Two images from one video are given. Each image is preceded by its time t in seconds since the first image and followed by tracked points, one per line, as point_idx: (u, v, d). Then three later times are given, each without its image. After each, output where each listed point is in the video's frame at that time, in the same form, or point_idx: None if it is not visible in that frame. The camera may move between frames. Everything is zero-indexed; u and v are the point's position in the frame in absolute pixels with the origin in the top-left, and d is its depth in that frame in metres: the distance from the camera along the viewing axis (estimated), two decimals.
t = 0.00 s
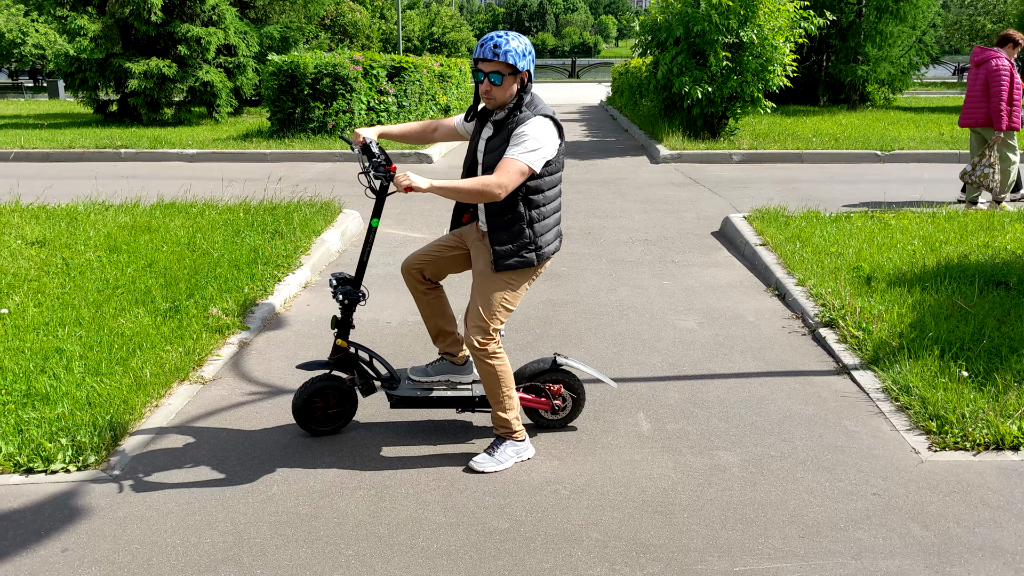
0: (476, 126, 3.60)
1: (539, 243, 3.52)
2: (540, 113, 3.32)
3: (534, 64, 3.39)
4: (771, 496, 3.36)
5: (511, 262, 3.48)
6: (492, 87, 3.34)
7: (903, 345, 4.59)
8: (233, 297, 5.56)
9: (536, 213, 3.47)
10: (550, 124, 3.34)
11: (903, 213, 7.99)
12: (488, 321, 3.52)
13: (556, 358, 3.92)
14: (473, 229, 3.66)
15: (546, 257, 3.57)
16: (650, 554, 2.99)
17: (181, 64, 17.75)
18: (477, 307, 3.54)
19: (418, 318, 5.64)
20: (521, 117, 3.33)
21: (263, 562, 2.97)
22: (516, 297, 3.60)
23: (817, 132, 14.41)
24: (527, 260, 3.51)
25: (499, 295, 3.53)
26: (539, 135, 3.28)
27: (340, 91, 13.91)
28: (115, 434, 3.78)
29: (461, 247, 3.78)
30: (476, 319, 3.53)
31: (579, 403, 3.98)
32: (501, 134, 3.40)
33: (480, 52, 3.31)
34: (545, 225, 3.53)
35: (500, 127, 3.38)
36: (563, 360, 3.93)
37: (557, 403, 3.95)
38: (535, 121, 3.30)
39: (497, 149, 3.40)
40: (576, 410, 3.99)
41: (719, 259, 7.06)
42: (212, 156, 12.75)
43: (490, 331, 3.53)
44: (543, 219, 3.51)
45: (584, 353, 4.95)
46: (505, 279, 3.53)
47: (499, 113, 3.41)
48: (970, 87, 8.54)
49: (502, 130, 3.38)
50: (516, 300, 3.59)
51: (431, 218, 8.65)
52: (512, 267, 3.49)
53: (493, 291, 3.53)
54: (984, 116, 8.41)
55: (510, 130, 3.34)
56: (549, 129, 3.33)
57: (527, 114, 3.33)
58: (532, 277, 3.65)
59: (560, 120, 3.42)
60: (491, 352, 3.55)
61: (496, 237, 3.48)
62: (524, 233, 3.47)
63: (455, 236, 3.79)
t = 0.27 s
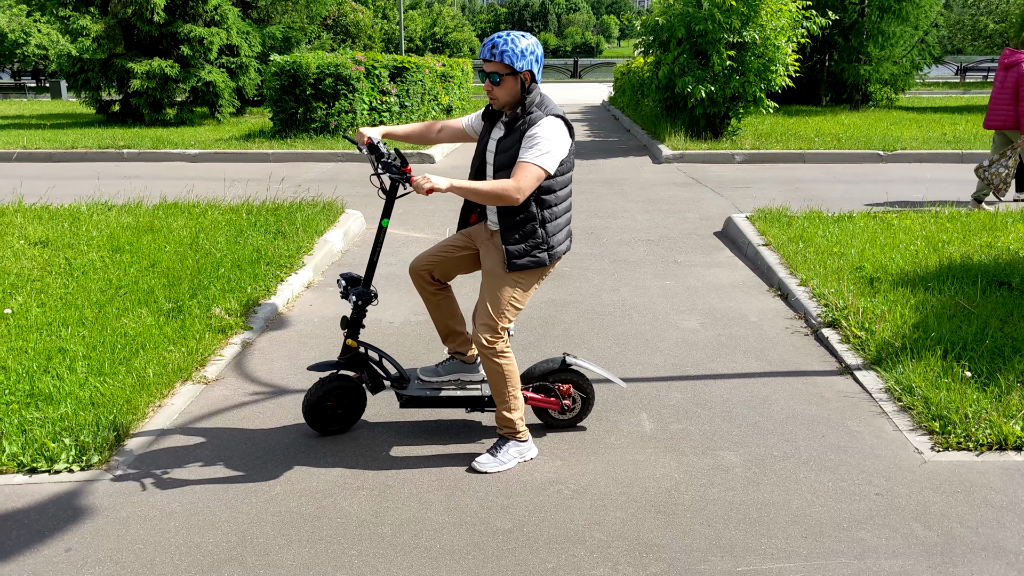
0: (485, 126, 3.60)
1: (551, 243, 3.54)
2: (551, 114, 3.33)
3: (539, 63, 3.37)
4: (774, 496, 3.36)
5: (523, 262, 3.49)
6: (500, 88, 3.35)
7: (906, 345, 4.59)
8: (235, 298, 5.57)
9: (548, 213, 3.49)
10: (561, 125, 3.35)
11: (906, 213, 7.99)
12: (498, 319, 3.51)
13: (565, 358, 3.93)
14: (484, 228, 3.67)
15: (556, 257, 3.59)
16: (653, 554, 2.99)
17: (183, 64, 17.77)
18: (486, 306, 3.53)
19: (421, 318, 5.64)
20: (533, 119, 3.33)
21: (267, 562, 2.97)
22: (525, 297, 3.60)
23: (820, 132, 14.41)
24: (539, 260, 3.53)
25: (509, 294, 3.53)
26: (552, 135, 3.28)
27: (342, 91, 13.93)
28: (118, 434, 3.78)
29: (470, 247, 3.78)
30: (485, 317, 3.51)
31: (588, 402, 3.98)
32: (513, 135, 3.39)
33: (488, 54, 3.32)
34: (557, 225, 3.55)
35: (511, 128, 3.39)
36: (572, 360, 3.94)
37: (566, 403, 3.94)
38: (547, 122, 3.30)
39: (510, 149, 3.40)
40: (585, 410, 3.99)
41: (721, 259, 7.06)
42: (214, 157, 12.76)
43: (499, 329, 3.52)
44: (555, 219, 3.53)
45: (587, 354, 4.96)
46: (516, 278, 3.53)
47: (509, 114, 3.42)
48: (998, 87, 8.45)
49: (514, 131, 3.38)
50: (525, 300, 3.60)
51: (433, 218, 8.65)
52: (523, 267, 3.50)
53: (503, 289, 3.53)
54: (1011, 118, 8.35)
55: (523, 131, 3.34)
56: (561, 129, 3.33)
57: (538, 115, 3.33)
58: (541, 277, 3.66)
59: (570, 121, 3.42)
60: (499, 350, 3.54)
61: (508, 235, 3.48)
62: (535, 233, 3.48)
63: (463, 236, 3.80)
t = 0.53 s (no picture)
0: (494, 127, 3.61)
1: (562, 242, 3.55)
2: (556, 114, 3.32)
3: (537, 64, 3.35)
4: (776, 496, 3.36)
5: (533, 260, 3.49)
6: (501, 93, 3.36)
7: (908, 345, 4.59)
8: (238, 297, 5.58)
9: (558, 213, 3.49)
10: (568, 124, 3.33)
11: (907, 213, 7.99)
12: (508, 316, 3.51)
13: (577, 357, 3.93)
14: (496, 227, 3.67)
15: (567, 255, 3.59)
16: (654, 554, 2.99)
17: (185, 64, 17.78)
18: (496, 302, 3.53)
19: (423, 318, 5.65)
20: (539, 120, 3.32)
21: (269, 561, 2.98)
22: (535, 296, 3.60)
23: (822, 132, 14.40)
24: (550, 260, 3.53)
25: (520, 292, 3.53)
26: (558, 135, 3.27)
27: (344, 91, 13.94)
28: (120, 434, 3.79)
29: (482, 245, 3.79)
30: (495, 314, 3.51)
31: (601, 401, 3.97)
32: (521, 137, 3.39)
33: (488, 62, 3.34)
34: (568, 224, 3.56)
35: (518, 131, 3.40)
36: (585, 359, 3.94)
37: (578, 402, 3.94)
38: (554, 122, 3.29)
39: (518, 151, 3.40)
40: (597, 409, 3.99)
41: (723, 259, 7.06)
42: (217, 157, 12.77)
43: (509, 326, 3.52)
44: (566, 218, 3.54)
45: (588, 354, 4.96)
46: (526, 277, 3.53)
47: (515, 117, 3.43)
48: None
49: (521, 132, 3.39)
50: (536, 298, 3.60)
51: (436, 218, 8.65)
52: (534, 266, 3.50)
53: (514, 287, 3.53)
54: None
55: (529, 134, 3.34)
56: (567, 128, 3.31)
57: (544, 116, 3.32)
58: (552, 277, 3.66)
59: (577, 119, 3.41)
60: (508, 348, 3.54)
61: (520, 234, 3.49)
62: (546, 232, 3.49)
63: (476, 234, 3.81)
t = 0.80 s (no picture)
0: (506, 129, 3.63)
1: (574, 239, 3.52)
2: (560, 112, 3.31)
3: (534, 68, 3.32)
4: (777, 496, 3.36)
5: (545, 259, 3.49)
6: (506, 103, 3.39)
7: (909, 345, 4.58)
8: (239, 297, 5.58)
9: (570, 211, 3.48)
10: (574, 121, 3.33)
11: (909, 213, 7.99)
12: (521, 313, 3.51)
13: (590, 357, 3.93)
14: (511, 227, 3.66)
15: (581, 253, 3.57)
16: (655, 554, 3.00)
17: (187, 65, 17.79)
18: (509, 300, 3.53)
19: (424, 318, 5.65)
20: (545, 119, 3.33)
21: (271, 562, 2.98)
22: (549, 295, 3.60)
23: (824, 131, 14.41)
24: (563, 258, 3.52)
25: (533, 290, 3.53)
26: (563, 132, 3.26)
27: (346, 91, 13.95)
28: (122, 433, 3.79)
29: (498, 244, 3.79)
30: (508, 312, 3.52)
31: (614, 400, 3.97)
32: (529, 136, 3.41)
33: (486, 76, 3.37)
34: (580, 222, 3.54)
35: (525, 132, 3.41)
36: (598, 359, 3.94)
37: (591, 401, 3.93)
38: (559, 120, 3.29)
39: (525, 151, 3.42)
40: (610, 408, 3.98)
41: (725, 259, 7.06)
42: (218, 157, 12.78)
43: (522, 322, 3.52)
44: (578, 216, 3.52)
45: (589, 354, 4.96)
46: (539, 275, 3.53)
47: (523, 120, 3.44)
48: None
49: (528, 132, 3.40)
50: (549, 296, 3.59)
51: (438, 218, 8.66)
52: (546, 265, 3.50)
53: (526, 285, 3.53)
54: None
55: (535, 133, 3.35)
56: (572, 125, 3.31)
57: (549, 115, 3.33)
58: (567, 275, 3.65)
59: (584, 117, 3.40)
60: (520, 345, 3.54)
61: (532, 233, 3.50)
62: (558, 230, 3.48)
63: (493, 233, 3.80)
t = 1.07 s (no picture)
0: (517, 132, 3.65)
1: (581, 239, 3.49)
2: (567, 112, 3.31)
3: (544, 71, 3.33)
4: (778, 495, 3.36)
5: (550, 259, 3.48)
6: (518, 108, 3.41)
7: (910, 346, 4.58)
8: (241, 297, 5.59)
9: (575, 211, 3.46)
10: (582, 122, 3.33)
11: (911, 213, 7.98)
12: (527, 311, 3.51)
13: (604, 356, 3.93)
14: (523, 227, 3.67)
15: (590, 254, 3.54)
16: (656, 554, 2.99)
17: (189, 65, 17.80)
18: (515, 298, 3.54)
19: (426, 318, 5.65)
20: (553, 119, 3.34)
21: (272, 561, 2.98)
22: (558, 295, 3.58)
23: (826, 131, 14.40)
24: (568, 258, 3.49)
25: (540, 289, 3.52)
26: (568, 131, 3.26)
27: (347, 92, 13.96)
28: (123, 433, 3.79)
29: (514, 244, 3.78)
30: (514, 309, 3.52)
31: (628, 399, 3.95)
32: (537, 137, 3.42)
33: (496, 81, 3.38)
34: (588, 223, 3.51)
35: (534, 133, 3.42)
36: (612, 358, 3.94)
37: (605, 400, 3.93)
38: (566, 119, 3.29)
39: (532, 151, 3.43)
40: (625, 408, 3.97)
41: (726, 259, 7.05)
42: (220, 157, 12.79)
43: (528, 321, 3.52)
44: (586, 217, 3.50)
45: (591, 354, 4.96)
46: (547, 274, 3.52)
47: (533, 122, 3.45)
48: None
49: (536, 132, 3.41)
50: (558, 296, 3.58)
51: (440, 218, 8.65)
52: (551, 264, 3.48)
53: (533, 284, 3.52)
54: None
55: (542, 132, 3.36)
56: (580, 125, 3.30)
57: (557, 114, 3.33)
58: (577, 276, 3.62)
59: (592, 118, 3.39)
60: (526, 343, 3.54)
61: (538, 231, 3.49)
62: (564, 230, 3.46)
63: (508, 233, 3.81)
